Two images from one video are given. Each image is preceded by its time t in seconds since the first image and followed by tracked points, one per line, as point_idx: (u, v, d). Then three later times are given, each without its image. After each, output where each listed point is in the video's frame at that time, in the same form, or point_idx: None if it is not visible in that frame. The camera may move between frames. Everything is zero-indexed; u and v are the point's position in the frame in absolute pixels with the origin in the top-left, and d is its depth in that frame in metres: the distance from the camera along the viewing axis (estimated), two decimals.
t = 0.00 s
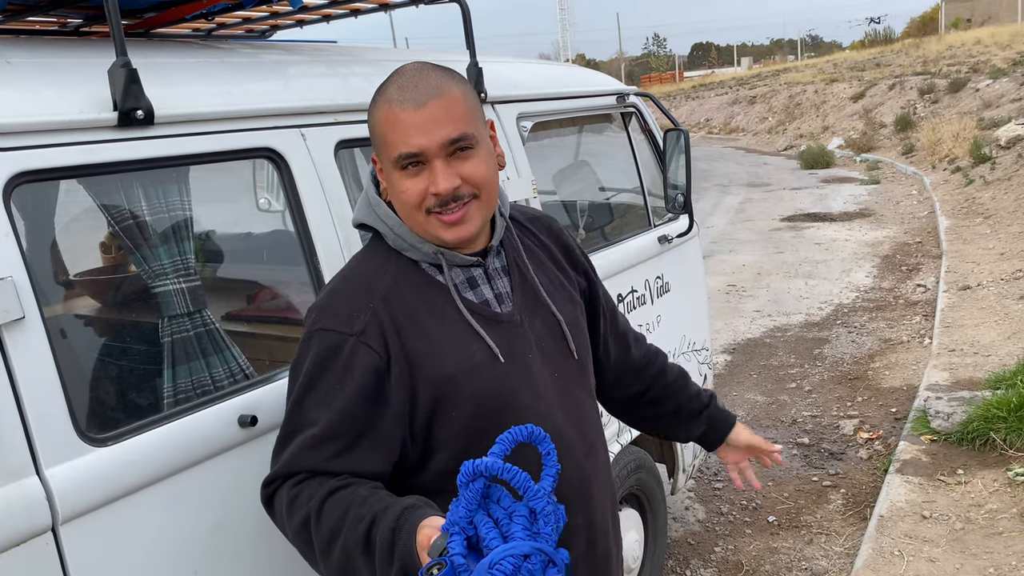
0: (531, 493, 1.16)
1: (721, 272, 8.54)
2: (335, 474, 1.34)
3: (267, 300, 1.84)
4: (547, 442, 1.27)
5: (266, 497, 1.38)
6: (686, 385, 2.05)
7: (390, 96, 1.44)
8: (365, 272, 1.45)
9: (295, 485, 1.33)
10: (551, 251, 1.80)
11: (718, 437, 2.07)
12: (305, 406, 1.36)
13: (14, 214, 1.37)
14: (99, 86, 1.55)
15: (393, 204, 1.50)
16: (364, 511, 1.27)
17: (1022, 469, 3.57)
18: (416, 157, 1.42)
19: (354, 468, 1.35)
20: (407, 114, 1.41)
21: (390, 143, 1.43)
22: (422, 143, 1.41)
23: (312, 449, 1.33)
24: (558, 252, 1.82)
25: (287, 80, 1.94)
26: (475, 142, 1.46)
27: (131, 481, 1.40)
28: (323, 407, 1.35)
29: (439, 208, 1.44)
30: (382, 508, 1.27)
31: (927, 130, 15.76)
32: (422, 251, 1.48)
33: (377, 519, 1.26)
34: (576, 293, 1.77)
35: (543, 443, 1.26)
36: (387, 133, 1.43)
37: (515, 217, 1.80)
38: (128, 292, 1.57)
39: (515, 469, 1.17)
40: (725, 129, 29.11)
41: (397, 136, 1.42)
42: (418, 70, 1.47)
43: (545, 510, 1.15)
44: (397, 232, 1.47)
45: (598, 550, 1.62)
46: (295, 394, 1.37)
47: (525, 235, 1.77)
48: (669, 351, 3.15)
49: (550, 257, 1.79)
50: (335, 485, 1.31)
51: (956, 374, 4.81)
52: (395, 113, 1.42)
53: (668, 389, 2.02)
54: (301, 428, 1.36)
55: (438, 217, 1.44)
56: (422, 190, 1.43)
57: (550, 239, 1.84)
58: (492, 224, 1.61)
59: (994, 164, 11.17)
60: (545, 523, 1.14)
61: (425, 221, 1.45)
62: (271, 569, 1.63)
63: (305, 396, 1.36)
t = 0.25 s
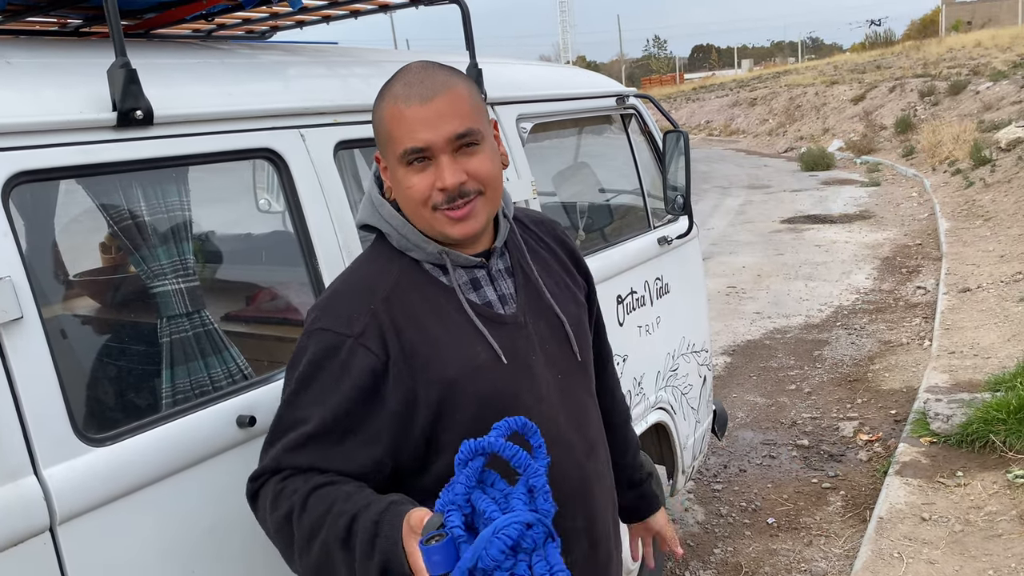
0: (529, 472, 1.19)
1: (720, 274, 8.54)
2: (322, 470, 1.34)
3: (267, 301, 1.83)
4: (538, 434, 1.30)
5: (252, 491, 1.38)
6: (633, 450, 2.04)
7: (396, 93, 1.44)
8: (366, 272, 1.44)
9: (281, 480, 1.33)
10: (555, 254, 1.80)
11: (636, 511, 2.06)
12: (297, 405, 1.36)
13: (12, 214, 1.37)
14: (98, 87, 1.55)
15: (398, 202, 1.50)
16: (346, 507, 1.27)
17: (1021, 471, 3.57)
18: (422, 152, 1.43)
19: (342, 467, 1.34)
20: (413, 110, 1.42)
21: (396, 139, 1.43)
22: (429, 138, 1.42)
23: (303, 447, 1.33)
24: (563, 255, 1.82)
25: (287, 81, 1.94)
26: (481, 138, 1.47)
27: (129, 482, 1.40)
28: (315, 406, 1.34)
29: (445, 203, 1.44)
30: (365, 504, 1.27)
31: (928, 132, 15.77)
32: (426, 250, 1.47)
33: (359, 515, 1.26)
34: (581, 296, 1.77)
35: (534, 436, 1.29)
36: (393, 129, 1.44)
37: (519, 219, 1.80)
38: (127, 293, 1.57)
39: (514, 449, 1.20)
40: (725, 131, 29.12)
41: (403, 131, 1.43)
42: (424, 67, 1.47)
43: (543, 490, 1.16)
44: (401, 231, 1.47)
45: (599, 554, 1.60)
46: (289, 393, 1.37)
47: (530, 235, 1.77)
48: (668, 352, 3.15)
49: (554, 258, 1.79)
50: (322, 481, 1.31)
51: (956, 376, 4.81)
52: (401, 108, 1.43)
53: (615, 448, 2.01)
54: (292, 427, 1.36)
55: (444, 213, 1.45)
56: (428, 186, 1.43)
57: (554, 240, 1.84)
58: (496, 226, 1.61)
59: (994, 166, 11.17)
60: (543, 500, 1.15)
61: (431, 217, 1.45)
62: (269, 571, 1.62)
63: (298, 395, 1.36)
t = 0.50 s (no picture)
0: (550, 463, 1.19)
1: (720, 276, 8.54)
2: (355, 483, 1.35)
3: (266, 302, 1.83)
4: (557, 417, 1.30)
5: (289, 512, 1.39)
6: (645, 456, 1.92)
7: (396, 90, 1.44)
8: (367, 277, 1.44)
9: (317, 498, 1.34)
10: (548, 255, 1.80)
11: (651, 517, 1.89)
12: (317, 417, 1.37)
13: (11, 214, 1.36)
14: (98, 87, 1.55)
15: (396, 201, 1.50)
16: (385, 514, 1.28)
17: (1021, 474, 3.57)
18: (422, 148, 1.43)
19: (371, 475, 1.35)
20: (414, 106, 1.42)
21: (396, 135, 1.43)
22: (429, 134, 1.42)
23: (327, 459, 1.34)
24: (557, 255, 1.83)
25: (286, 82, 1.93)
26: (480, 135, 1.48)
27: (127, 482, 1.40)
28: (334, 416, 1.35)
29: (445, 200, 1.44)
30: (403, 508, 1.28)
31: (928, 134, 15.77)
32: (424, 251, 1.47)
33: (398, 520, 1.26)
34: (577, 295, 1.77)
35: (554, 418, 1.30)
36: (392, 125, 1.44)
37: (511, 220, 1.80)
38: (126, 293, 1.57)
39: (530, 441, 1.20)
40: (725, 133, 29.13)
41: (403, 127, 1.43)
42: (423, 66, 1.48)
43: (566, 478, 1.18)
44: (398, 232, 1.46)
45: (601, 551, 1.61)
46: (307, 406, 1.37)
47: (524, 236, 1.78)
48: (668, 354, 3.14)
49: (549, 258, 1.79)
50: (355, 493, 1.32)
51: (955, 378, 4.81)
52: (402, 105, 1.43)
53: (623, 454, 1.90)
54: (316, 442, 1.36)
55: (444, 209, 1.45)
56: (428, 182, 1.43)
57: (548, 241, 1.84)
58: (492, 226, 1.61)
59: (994, 169, 11.17)
60: (568, 489, 1.17)
61: (431, 214, 1.45)
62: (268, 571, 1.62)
63: (316, 407, 1.36)
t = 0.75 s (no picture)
0: (559, 476, 1.17)
1: (720, 277, 8.54)
2: (352, 487, 1.36)
3: (265, 303, 1.83)
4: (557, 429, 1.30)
5: (280, 515, 1.39)
6: (646, 458, 1.92)
7: (396, 90, 1.45)
8: (361, 280, 1.44)
9: (313, 503, 1.35)
10: (544, 256, 1.80)
11: (655, 521, 1.89)
12: (309, 420, 1.37)
13: (10, 214, 1.37)
14: (97, 87, 1.55)
15: (393, 205, 1.49)
16: (390, 524, 1.30)
17: (1020, 476, 3.57)
18: (424, 146, 1.43)
19: (366, 478, 1.37)
20: (415, 105, 1.42)
21: (396, 134, 1.44)
22: (431, 131, 1.42)
23: (322, 463, 1.34)
24: (554, 256, 1.83)
25: (285, 82, 1.94)
26: (480, 135, 1.49)
27: (125, 482, 1.40)
28: (328, 421, 1.35)
29: (446, 197, 1.44)
30: (410, 519, 1.31)
31: (928, 136, 15.77)
32: (420, 253, 1.47)
33: (406, 530, 1.29)
34: (575, 296, 1.77)
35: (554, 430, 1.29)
36: (392, 124, 1.44)
37: (507, 222, 1.80)
38: (124, 294, 1.57)
39: (540, 459, 1.17)
40: (725, 134, 29.13)
41: (403, 126, 1.43)
42: (422, 68, 1.49)
43: (577, 494, 1.17)
44: (394, 234, 1.46)
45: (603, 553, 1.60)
46: (301, 410, 1.38)
47: (520, 238, 1.78)
48: (667, 355, 3.14)
49: (545, 259, 1.79)
50: (356, 499, 1.34)
51: (955, 380, 4.81)
52: (402, 104, 1.43)
53: (623, 455, 1.90)
54: (309, 446, 1.37)
55: (445, 207, 1.45)
56: (429, 180, 1.43)
57: (543, 242, 1.84)
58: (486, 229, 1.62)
59: (994, 171, 11.17)
60: (579, 502, 1.16)
61: (431, 212, 1.45)
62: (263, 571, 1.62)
63: (309, 411, 1.37)
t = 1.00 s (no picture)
0: (565, 484, 1.21)
1: (719, 278, 8.54)
2: (355, 492, 1.37)
3: (263, 303, 1.83)
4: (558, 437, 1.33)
5: (283, 519, 1.40)
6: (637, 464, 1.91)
7: (397, 92, 1.44)
8: (357, 284, 1.43)
9: (317, 509, 1.36)
10: (543, 256, 1.79)
11: (634, 525, 1.90)
12: (307, 426, 1.37)
13: (9, 213, 1.36)
14: (95, 86, 1.55)
15: (392, 208, 1.49)
16: (397, 531, 1.32)
17: (1019, 477, 3.57)
18: (425, 149, 1.43)
19: (366, 482, 1.38)
20: (417, 107, 1.42)
21: (397, 136, 1.43)
22: (432, 134, 1.42)
23: (321, 468, 1.35)
24: (553, 257, 1.82)
25: (284, 82, 1.93)
26: (480, 139, 1.49)
27: (123, 483, 1.39)
28: (325, 426, 1.35)
29: (447, 201, 1.43)
30: (417, 525, 1.32)
31: (927, 137, 15.78)
32: (417, 256, 1.47)
33: (414, 536, 1.31)
34: (575, 297, 1.76)
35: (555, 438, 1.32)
36: (394, 126, 1.43)
37: (505, 223, 1.80)
38: (122, 294, 1.56)
39: (547, 467, 1.21)
40: (725, 135, 29.15)
41: (405, 128, 1.42)
42: (423, 70, 1.49)
43: (585, 502, 1.21)
44: (391, 238, 1.46)
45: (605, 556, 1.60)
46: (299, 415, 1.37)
47: (519, 239, 1.78)
48: (666, 356, 3.14)
49: (544, 259, 1.79)
50: (360, 505, 1.35)
51: (953, 381, 4.81)
52: (404, 106, 1.43)
53: (622, 456, 1.90)
54: (308, 451, 1.37)
55: (445, 210, 1.44)
56: (430, 183, 1.43)
57: (543, 243, 1.84)
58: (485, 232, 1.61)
59: (993, 172, 11.18)
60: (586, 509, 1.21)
61: (431, 215, 1.44)
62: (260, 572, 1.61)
63: (307, 416, 1.36)
